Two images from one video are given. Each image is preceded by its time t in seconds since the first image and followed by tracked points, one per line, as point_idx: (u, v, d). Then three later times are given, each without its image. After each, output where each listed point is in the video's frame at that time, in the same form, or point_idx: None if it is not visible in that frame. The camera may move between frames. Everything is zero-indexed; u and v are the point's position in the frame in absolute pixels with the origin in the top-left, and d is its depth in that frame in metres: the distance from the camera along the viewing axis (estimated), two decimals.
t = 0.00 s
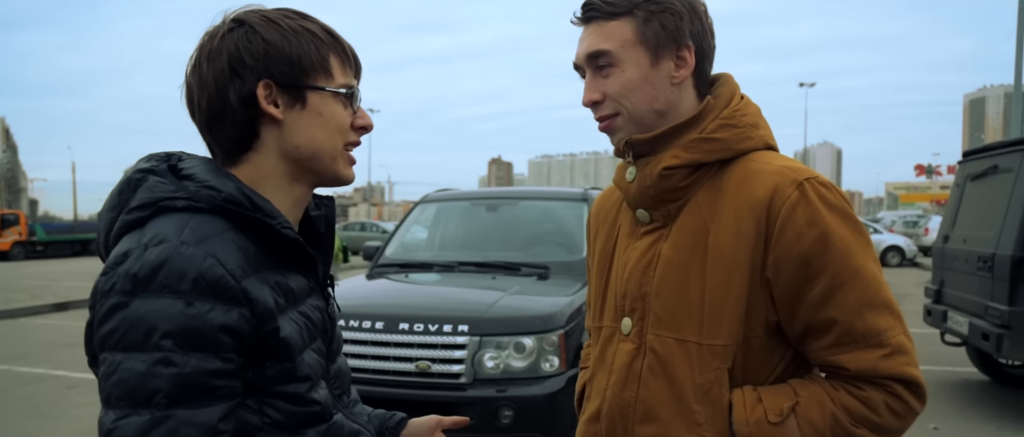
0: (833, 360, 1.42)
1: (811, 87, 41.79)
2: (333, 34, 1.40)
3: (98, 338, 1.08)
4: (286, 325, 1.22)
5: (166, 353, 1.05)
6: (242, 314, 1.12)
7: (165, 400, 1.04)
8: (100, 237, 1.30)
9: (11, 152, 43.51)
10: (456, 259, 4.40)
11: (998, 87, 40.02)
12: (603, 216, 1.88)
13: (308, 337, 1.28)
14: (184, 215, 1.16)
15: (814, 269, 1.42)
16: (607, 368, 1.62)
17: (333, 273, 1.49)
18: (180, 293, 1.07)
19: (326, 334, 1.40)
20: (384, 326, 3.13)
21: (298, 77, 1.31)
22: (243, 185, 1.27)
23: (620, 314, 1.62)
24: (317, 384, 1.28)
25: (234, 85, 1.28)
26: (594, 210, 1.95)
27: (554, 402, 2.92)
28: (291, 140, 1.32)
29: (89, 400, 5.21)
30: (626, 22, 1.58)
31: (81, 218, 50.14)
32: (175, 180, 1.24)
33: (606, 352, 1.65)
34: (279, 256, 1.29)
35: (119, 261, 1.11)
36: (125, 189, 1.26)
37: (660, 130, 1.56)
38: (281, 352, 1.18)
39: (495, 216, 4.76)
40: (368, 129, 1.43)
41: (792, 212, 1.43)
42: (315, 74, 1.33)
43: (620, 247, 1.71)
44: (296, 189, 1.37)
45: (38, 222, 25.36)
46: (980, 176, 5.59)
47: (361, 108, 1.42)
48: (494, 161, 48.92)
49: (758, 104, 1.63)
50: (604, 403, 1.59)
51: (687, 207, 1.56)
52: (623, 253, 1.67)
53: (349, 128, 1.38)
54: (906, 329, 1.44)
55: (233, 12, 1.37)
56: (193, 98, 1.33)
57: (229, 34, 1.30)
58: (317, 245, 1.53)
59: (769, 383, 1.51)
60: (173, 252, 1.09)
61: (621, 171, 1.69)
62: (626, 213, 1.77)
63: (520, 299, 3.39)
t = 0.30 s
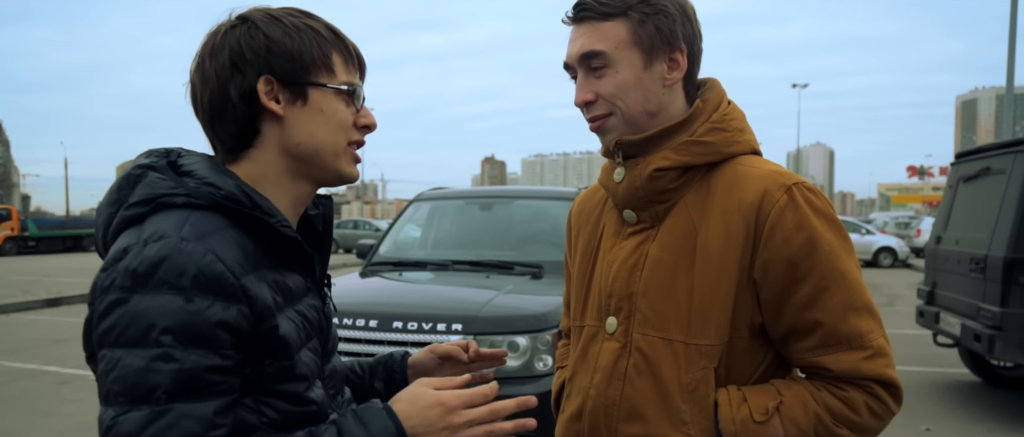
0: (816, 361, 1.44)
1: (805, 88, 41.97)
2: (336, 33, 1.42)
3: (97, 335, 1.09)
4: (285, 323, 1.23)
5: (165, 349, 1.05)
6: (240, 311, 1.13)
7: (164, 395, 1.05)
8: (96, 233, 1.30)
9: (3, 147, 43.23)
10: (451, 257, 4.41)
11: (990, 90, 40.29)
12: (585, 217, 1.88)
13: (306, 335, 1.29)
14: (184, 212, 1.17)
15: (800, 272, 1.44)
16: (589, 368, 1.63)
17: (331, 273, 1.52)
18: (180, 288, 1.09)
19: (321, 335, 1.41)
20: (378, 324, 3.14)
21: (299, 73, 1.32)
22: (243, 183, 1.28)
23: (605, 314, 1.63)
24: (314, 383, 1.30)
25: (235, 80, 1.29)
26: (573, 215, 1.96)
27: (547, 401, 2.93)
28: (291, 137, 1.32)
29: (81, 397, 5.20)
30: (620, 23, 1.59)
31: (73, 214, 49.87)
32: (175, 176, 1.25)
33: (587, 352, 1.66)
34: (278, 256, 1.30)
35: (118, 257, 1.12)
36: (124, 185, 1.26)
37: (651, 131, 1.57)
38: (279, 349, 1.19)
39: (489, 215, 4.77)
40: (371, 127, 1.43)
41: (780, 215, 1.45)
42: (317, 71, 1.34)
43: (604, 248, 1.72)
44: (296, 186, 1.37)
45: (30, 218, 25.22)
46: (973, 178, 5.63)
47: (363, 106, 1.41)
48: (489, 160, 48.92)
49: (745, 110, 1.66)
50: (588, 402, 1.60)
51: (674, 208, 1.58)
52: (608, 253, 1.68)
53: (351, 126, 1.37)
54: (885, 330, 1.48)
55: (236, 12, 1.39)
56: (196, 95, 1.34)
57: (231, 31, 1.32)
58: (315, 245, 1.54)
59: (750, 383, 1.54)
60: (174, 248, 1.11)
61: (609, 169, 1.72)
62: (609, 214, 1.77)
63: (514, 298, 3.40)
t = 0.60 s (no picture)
0: (819, 359, 1.47)
1: (817, 88, 41.69)
2: (366, 45, 1.41)
3: (105, 330, 1.11)
4: (288, 325, 1.24)
5: (174, 345, 1.07)
6: (246, 310, 1.16)
7: (174, 391, 1.07)
8: (105, 228, 1.32)
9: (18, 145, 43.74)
10: (459, 257, 4.43)
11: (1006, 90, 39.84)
12: (578, 218, 1.85)
13: (307, 338, 1.30)
14: (195, 211, 1.20)
15: (804, 271, 1.46)
16: (589, 371, 1.62)
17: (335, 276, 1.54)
18: (190, 286, 1.11)
19: (323, 337, 1.43)
20: (386, 324, 3.15)
21: (326, 90, 1.33)
22: (253, 183, 1.31)
23: (605, 316, 1.62)
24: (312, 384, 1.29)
25: (263, 93, 1.30)
26: (568, 209, 1.92)
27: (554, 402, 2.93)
28: (314, 151, 1.35)
29: (91, 393, 5.25)
30: (626, 21, 1.59)
31: (87, 212, 50.37)
32: (186, 174, 1.27)
33: (586, 355, 1.65)
34: (285, 258, 1.32)
35: (129, 253, 1.14)
36: (135, 180, 1.28)
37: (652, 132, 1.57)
38: (284, 350, 1.21)
39: (498, 214, 4.78)
40: (388, 142, 1.46)
41: (784, 217, 1.47)
42: (344, 88, 1.35)
43: (600, 250, 1.70)
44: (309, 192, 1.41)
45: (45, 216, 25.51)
46: (986, 179, 5.59)
47: (384, 122, 1.44)
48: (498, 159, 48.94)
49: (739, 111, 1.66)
50: (589, 405, 1.59)
51: (675, 209, 1.58)
52: (605, 255, 1.67)
53: (373, 142, 1.41)
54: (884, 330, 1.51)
55: (266, 14, 1.38)
56: (221, 99, 1.35)
57: (262, 40, 1.32)
58: (321, 248, 1.56)
59: (753, 382, 1.55)
60: (184, 247, 1.13)
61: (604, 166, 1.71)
62: (605, 215, 1.75)
63: (522, 298, 3.42)
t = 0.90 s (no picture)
0: (831, 355, 1.49)
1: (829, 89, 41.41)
2: (357, 47, 1.41)
3: (86, 336, 1.14)
4: (270, 334, 1.26)
5: (143, 354, 1.10)
6: (223, 320, 1.17)
7: (142, 399, 1.09)
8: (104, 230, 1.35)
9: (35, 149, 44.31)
10: (468, 259, 4.45)
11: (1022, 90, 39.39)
12: (568, 224, 1.79)
13: (295, 347, 1.32)
14: (180, 219, 1.21)
15: (813, 270, 1.47)
16: (598, 381, 1.59)
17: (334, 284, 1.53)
18: (163, 296, 1.12)
19: (320, 344, 1.44)
20: (394, 325, 3.17)
21: (314, 93, 1.34)
22: (241, 191, 1.31)
23: (611, 324, 1.58)
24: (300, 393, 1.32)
25: (249, 99, 1.32)
26: (555, 209, 1.87)
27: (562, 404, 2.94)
28: (303, 155, 1.36)
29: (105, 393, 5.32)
30: (624, 26, 1.56)
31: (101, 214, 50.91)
32: (178, 182, 1.29)
33: (591, 365, 1.62)
34: (277, 266, 1.33)
35: (110, 260, 1.17)
36: (130, 186, 1.29)
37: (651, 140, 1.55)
38: (261, 361, 1.23)
39: (507, 216, 4.79)
40: (387, 145, 1.45)
41: (790, 218, 1.47)
42: (331, 91, 1.36)
43: (598, 257, 1.66)
44: (301, 201, 1.42)
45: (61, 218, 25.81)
46: (999, 180, 5.53)
47: (381, 124, 1.44)
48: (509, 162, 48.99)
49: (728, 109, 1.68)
50: (602, 416, 1.56)
51: (680, 213, 1.56)
52: (605, 263, 1.63)
53: (366, 146, 1.40)
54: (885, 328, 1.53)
55: (258, 20, 1.40)
56: (213, 106, 1.38)
57: (249, 46, 1.33)
58: (324, 254, 1.56)
59: (763, 381, 1.56)
60: (161, 256, 1.14)
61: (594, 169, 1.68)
62: (599, 220, 1.71)
63: (531, 300, 3.43)
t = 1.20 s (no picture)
0: (846, 353, 1.48)
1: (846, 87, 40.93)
2: (328, 46, 1.39)
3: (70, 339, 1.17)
4: (246, 338, 1.27)
5: (112, 355, 1.12)
6: (192, 322, 1.19)
7: (111, 398, 1.12)
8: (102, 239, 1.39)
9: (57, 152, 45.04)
10: (481, 260, 4.43)
11: None
12: (570, 228, 1.70)
13: (280, 350, 1.32)
14: (156, 225, 1.23)
15: (832, 271, 1.45)
16: (617, 388, 1.52)
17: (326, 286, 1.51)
18: (130, 300, 1.14)
19: (320, 348, 1.43)
20: (407, 327, 3.16)
21: (282, 95, 1.33)
22: (221, 198, 1.32)
23: (628, 329, 1.52)
24: (288, 395, 1.33)
25: (221, 104, 1.34)
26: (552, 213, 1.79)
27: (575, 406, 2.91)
28: (278, 158, 1.35)
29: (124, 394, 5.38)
30: (659, 19, 1.52)
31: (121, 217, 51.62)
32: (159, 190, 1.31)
33: (606, 373, 1.55)
34: (259, 270, 1.33)
35: (89, 266, 1.19)
36: (114, 196, 1.32)
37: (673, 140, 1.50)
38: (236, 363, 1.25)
39: (521, 218, 4.76)
40: (367, 145, 1.42)
41: (811, 221, 1.44)
42: (300, 92, 1.34)
43: (608, 263, 1.58)
44: (288, 203, 1.41)
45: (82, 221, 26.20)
46: (1018, 179, 5.40)
47: (359, 125, 1.41)
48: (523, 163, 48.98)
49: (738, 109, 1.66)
50: (624, 425, 1.48)
51: (698, 216, 1.51)
52: (618, 269, 1.56)
53: (342, 147, 1.37)
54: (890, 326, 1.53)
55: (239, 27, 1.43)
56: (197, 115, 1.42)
57: (221, 52, 1.35)
58: (322, 255, 1.55)
59: (778, 381, 1.53)
60: (128, 262, 1.16)
61: (603, 165, 1.60)
62: (607, 222, 1.63)
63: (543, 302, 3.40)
